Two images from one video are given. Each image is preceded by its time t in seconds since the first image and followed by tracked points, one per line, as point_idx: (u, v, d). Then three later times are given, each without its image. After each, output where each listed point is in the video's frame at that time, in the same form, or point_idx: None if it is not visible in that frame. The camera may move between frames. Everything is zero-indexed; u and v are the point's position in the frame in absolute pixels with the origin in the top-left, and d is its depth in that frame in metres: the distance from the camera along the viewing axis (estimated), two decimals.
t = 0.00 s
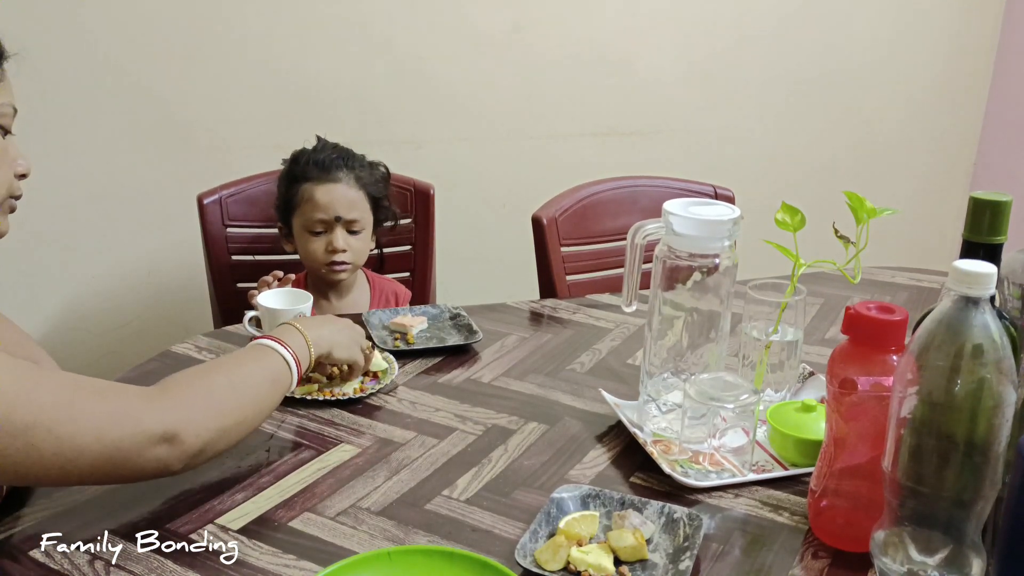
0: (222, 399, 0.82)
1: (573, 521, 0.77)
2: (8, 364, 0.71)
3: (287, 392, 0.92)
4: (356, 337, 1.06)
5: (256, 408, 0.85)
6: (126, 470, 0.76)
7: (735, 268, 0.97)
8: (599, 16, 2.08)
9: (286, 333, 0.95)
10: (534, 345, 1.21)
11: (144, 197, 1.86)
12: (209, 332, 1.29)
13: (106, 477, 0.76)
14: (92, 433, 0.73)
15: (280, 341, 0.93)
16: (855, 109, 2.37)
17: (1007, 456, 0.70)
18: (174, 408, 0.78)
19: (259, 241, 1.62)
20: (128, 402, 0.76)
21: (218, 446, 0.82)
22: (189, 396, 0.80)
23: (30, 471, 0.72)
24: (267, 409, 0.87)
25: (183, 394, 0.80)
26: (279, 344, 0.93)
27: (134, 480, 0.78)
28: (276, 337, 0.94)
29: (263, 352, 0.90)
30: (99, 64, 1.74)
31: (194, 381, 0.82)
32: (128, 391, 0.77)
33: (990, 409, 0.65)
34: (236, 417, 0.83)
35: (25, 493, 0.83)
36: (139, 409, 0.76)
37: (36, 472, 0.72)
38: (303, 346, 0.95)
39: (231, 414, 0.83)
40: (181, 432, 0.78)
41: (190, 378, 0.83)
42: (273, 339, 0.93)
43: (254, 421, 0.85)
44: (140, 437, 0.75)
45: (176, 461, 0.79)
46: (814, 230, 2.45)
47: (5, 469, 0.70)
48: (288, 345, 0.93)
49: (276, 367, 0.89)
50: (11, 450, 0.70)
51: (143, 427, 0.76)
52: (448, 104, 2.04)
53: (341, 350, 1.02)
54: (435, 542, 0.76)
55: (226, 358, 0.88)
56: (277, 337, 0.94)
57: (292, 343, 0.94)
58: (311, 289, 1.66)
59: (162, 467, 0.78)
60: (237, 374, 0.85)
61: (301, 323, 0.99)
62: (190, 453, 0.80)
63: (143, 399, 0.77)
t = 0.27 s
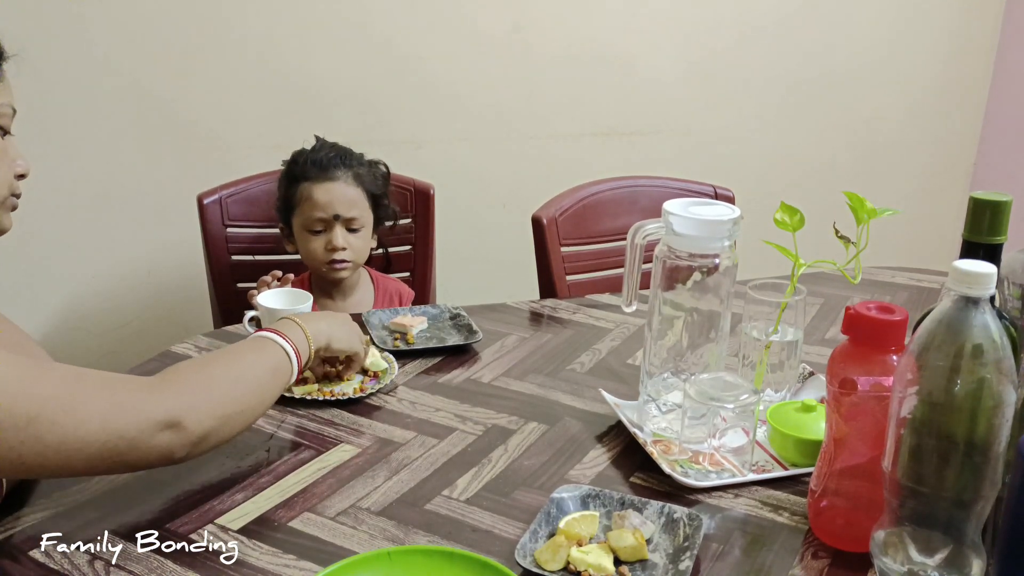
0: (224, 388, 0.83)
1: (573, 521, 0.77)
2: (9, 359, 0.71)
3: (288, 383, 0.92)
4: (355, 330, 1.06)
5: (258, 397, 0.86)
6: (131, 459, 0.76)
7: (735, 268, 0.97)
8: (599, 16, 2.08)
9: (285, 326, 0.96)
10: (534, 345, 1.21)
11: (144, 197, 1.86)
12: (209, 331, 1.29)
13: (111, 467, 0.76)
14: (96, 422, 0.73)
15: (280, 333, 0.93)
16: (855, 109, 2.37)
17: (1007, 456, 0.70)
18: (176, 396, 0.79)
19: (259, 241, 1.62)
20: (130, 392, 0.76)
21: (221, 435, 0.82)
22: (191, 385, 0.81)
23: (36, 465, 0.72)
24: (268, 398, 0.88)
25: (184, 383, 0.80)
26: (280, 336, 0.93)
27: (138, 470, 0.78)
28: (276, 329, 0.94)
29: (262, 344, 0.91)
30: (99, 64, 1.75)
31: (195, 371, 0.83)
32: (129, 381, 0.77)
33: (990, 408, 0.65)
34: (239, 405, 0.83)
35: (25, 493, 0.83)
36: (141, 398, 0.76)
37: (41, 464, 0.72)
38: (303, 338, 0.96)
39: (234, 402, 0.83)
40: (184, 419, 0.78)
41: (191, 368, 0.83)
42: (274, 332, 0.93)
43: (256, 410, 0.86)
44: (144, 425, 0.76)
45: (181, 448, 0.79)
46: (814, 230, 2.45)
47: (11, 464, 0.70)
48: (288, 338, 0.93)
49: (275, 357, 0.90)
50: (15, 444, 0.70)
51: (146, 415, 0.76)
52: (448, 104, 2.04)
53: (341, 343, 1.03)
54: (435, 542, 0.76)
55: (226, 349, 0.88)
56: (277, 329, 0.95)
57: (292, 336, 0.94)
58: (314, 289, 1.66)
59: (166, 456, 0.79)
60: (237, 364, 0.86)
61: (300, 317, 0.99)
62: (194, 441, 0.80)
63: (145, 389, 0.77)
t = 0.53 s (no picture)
0: (225, 386, 0.83)
1: (573, 521, 0.77)
2: (10, 358, 0.71)
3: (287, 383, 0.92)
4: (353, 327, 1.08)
5: (259, 395, 0.86)
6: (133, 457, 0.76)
7: (735, 268, 0.97)
8: (599, 17, 2.08)
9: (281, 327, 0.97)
10: (534, 345, 1.21)
11: (144, 197, 1.86)
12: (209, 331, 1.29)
13: (113, 465, 0.76)
14: (97, 420, 0.73)
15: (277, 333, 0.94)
16: (855, 110, 2.37)
17: (1007, 456, 0.70)
18: (177, 394, 0.79)
19: (260, 241, 1.62)
20: (131, 389, 0.76)
21: (222, 433, 0.82)
22: (192, 383, 0.81)
23: (38, 463, 0.71)
24: (269, 396, 0.88)
25: (185, 381, 0.81)
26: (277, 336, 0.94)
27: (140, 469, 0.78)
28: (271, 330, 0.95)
29: (261, 342, 0.91)
30: (99, 64, 1.74)
31: (196, 369, 0.83)
32: (130, 380, 0.78)
33: (990, 409, 0.65)
34: (239, 403, 0.83)
35: (25, 493, 0.83)
36: (142, 395, 0.76)
37: (44, 463, 0.72)
38: (300, 338, 0.97)
39: (234, 400, 0.83)
40: (186, 417, 0.78)
41: (191, 366, 0.83)
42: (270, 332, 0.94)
43: (257, 408, 0.86)
44: (145, 422, 0.76)
45: (183, 446, 0.79)
46: (814, 230, 2.45)
47: (13, 462, 0.70)
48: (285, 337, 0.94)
49: (274, 355, 0.90)
50: (18, 442, 0.70)
51: (147, 412, 0.76)
52: (448, 105, 2.04)
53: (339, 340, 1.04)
54: (435, 542, 0.76)
55: (225, 349, 0.89)
56: (274, 330, 0.96)
57: (288, 335, 0.96)
58: (315, 289, 1.66)
59: (168, 454, 0.79)
60: (237, 362, 0.86)
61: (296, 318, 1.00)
62: (196, 438, 0.80)
63: (146, 387, 0.78)
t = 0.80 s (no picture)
0: (226, 386, 0.83)
1: (573, 521, 0.77)
2: (13, 355, 0.71)
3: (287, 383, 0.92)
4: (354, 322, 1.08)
5: (260, 395, 0.86)
6: (133, 456, 0.76)
7: (735, 268, 0.97)
8: (598, 16, 2.08)
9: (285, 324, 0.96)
10: (534, 345, 1.21)
11: (144, 197, 1.86)
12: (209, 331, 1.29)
13: (112, 465, 0.76)
14: (98, 420, 0.73)
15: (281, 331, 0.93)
16: (855, 109, 2.37)
17: (1008, 456, 0.70)
18: (179, 395, 0.79)
19: (260, 241, 1.62)
20: (133, 389, 0.76)
21: (222, 434, 0.82)
22: (193, 382, 0.81)
23: (38, 461, 0.71)
24: (270, 396, 0.88)
25: (186, 381, 0.80)
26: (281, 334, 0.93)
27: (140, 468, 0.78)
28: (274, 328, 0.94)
29: (262, 341, 0.91)
30: (99, 64, 1.74)
31: (197, 368, 0.83)
32: (131, 378, 0.77)
33: (990, 408, 0.65)
34: (240, 404, 0.83)
35: (25, 494, 0.83)
36: (143, 395, 0.76)
37: (43, 461, 0.72)
38: (305, 336, 0.96)
39: (235, 400, 0.83)
40: (186, 418, 0.78)
41: (192, 365, 0.83)
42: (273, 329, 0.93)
43: (258, 407, 0.86)
44: (146, 422, 0.75)
45: (183, 446, 0.79)
46: (814, 230, 2.45)
47: (13, 460, 0.70)
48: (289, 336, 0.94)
49: (276, 354, 0.90)
50: (18, 441, 0.70)
51: (148, 412, 0.76)
52: (448, 104, 2.04)
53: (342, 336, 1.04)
54: (434, 542, 0.76)
55: (227, 347, 0.88)
56: (277, 327, 0.95)
57: (292, 333, 0.95)
58: (317, 290, 1.65)
59: (167, 453, 0.79)
60: (238, 362, 0.86)
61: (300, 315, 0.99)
62: (196, 439, 0.80)
63: (147, 386, 0.77)
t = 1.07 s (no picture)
0: (243, 359, 0.84)
1: (573, 521, 0.77)
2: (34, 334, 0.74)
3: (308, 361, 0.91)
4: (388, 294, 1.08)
5: (280, 367, 0.86)
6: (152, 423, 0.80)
7: (735, 268, 0.97)
8: (598, 17, 2.08)
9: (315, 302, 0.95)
10: (534, 345, 1.21)
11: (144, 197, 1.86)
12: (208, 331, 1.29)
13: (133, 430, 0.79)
14: (114, 393, 0.76)
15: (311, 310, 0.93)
16: (854, 109, 2.37)
17: (1008, 456, 0.70)
18: (194, 367, 0.80)
19: (260, 241, 1.62)
20: (149, 361, 0.79)
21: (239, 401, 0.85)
22: (208, 350, 0.83)
23: (61, 429, 0.75)
24: (292, 368, 0.89)
25: (204, 352, 0.82)
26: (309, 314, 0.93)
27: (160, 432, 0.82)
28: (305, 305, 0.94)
29: (287, 317, 0.90)
30: (99, 64, 1.74)
31: (217, 340, 0.84)
32: (151, 350, 0.80)
33: (990, 408, 0.65)
34: (257, 376, 0.85)
35: (24, 493, 0.83)
36: (159, 368, 0.79)
37: (66, 430, 0.75)
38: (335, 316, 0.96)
39: (252, 372, 0.84)
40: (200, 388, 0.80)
41: (214, 336, 0.85)
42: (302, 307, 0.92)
43: (277, 379, 0.87)
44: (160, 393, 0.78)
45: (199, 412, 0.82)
46: (814, 229, 2.45)
47: (38, 430, 0.74)
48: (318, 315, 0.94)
49: (296, 326, 0.90)
50: (41, 411, 0.73)
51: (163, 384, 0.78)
52: (448, 105, 2.04)
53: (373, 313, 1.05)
54: (434, 542, 0.76)
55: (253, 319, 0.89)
56: (306, 304, 0.94)
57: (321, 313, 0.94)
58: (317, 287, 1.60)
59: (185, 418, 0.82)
60: (260, 334, 0.86)
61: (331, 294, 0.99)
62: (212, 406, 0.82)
63: (163, 357, 0.80)
